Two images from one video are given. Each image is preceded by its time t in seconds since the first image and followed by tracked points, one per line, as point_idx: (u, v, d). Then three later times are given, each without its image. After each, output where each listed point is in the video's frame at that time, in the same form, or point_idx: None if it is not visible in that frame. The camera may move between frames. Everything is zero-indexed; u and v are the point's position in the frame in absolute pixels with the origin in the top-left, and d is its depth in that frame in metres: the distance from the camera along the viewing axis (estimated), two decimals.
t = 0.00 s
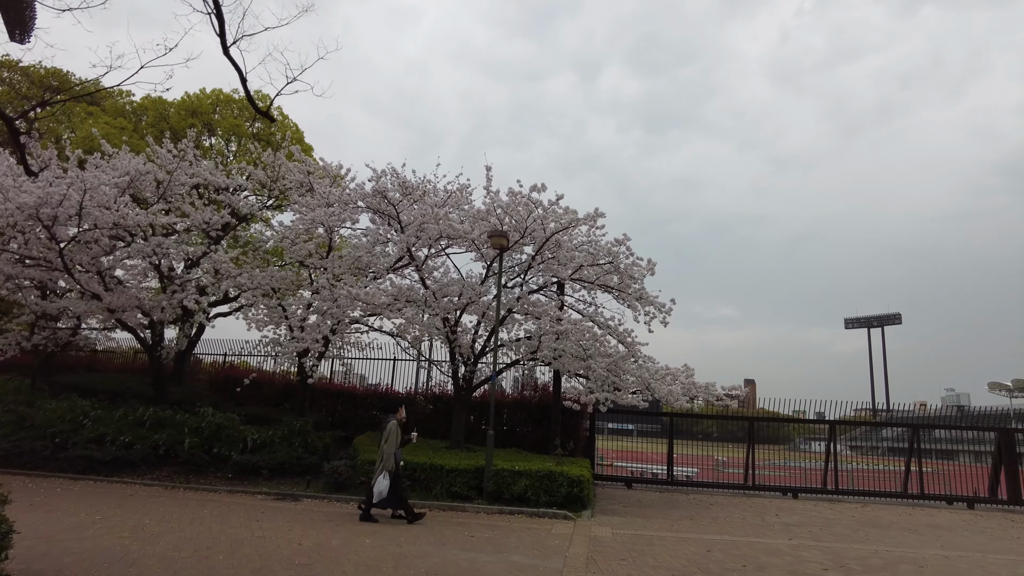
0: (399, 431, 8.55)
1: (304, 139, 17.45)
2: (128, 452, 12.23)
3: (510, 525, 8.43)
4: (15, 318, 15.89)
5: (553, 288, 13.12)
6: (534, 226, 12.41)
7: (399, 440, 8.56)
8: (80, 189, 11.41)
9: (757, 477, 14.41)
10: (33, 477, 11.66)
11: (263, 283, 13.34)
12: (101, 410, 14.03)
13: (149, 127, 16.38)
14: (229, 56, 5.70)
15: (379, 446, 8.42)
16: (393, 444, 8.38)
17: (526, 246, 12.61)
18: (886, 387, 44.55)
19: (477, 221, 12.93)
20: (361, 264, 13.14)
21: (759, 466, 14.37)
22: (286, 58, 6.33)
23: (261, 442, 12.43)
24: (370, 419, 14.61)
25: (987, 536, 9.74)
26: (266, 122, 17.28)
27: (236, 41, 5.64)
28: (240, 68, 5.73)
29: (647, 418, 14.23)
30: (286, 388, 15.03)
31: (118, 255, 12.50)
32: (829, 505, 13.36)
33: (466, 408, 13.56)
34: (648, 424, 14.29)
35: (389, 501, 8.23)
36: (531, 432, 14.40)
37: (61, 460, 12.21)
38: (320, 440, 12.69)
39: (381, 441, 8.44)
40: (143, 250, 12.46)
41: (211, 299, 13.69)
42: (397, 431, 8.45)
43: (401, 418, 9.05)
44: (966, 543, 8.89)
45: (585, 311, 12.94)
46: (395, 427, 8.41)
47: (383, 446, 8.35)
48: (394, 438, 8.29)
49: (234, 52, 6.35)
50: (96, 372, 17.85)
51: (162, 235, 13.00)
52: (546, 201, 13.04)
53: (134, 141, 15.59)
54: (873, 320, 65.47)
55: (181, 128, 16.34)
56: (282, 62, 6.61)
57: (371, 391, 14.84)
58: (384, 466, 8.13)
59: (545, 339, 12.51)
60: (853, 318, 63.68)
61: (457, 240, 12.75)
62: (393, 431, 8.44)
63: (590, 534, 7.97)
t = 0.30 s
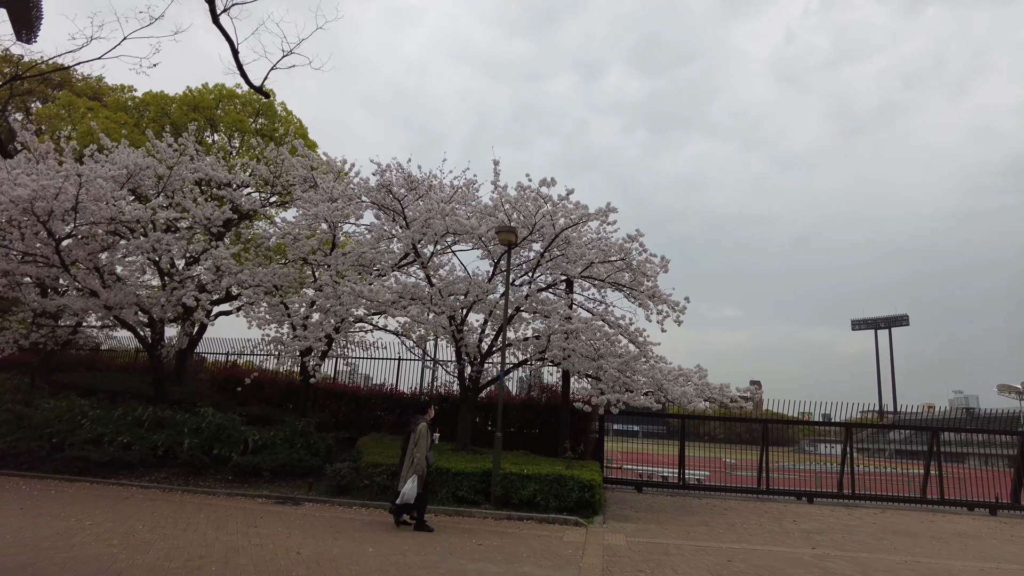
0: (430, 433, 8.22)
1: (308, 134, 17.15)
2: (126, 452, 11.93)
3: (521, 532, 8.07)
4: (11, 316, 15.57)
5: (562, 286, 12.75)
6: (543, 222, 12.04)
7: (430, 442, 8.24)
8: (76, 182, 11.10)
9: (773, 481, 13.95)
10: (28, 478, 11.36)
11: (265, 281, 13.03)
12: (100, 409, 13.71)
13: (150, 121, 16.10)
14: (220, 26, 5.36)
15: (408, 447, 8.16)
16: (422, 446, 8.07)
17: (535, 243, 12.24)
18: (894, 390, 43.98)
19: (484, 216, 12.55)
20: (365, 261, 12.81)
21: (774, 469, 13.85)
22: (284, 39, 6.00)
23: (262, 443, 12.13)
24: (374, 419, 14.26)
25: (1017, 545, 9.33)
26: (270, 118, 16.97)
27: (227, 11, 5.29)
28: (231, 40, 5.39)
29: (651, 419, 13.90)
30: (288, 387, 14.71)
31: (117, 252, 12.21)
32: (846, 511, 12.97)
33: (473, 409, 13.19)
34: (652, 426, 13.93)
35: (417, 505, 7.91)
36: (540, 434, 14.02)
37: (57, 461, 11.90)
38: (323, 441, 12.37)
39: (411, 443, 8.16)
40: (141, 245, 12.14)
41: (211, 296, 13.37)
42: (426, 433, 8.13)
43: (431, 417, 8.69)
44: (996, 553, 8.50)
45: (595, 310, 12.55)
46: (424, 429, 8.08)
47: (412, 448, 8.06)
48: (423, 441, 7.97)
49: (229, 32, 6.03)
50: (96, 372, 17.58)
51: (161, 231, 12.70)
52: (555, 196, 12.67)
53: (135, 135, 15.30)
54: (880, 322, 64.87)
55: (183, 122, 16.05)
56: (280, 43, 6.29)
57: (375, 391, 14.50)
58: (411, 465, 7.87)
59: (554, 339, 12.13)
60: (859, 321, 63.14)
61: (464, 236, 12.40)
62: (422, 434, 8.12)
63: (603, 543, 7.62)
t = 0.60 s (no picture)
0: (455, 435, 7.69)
1: (311, 128, 16.82)
2: (125, 454, 11.59)
3: (532, 538, 7.68)
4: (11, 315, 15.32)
5: (572, 281, 12.37)
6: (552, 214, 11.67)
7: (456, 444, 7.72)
8: (71, 175, 10.81)
9: (790, 481, 13.54)
10: (25, 481, 11.05)
11: (267, 276, 12.72)
12: (100, 409, 13.42)
13: (151, 116, 15.79)
14: None
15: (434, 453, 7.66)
16: (447, 451, 7.56)
17: (544, 236, 11.87)
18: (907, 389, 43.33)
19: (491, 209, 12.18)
20: (369, 256, 12.47)
21: (791, 470, 13.47)
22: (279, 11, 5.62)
23: (264, 444, 11.80)
24: (380, 419, 13.90)
25: None
26: (273, 113, 16.65)
27: None
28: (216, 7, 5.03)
29: (662, 419, 13.53)
30: (292, 387, 14.38)
31: (115, 248, 11.90)
32: (867, 513, 12.52)
33: (481, 408, 12.81)
34: (661, 425, 13.55)
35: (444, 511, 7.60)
36: (550, 435, 13.61)
37: (55, 463, 11.60)
38: (326, 443, 12.01)
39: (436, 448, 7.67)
40: (139, 241, 11.83)
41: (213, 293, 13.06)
42: (450, 435, 7.61)
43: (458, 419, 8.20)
44: None
45: (607, 305, 12.15)
46: (446, 432, 7.56)
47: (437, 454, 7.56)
48: (445, 445, 7.46)
49: (221, 5, 5.67)
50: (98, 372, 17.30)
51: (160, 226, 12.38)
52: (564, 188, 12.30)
53: (135, 130, 14.99)
54: (892, 320, 64.12)
55: (184, 117, 15.77)
56: (276, 17, 5.91)
57: (381, 390, 14.15)
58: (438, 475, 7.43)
59: (565, 335, 11.73)
60: (870, 319, 62.42)
61: (471, 230, 12.05)
62: (446, 436, 7.61)
63: (619, 549, 7.22)
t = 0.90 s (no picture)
0: (497, 436, 7.50)
1: (320, 124, 16.57)
2: (133, 456, 11.33)
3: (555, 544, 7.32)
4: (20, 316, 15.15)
5: (589, 277, 11.99)
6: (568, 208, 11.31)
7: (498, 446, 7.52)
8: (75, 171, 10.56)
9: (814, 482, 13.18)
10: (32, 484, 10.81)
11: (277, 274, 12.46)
12: (109, 411, 13.18)
13: (159, 114, 15.59)
14: None
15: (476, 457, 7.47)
16: (490, 452, 7.36)
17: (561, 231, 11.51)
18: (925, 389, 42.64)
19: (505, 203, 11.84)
20: (381, 252, 12.18)
21: (814, 470, 13.12)
22: None
23: (276, 446, 11.54)
24: (392, 420, 13.60)
25: None
26: (282, 110, 16.41)
27: None
28: None
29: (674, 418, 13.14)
30: (303, 388, 14.11)
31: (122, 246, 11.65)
32: (896, 515, 12.08)
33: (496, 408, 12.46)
34: (675, 425, 13.18)
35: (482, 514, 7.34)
36: (568, 436, 13.24)
37: (63, 466, 11.35)
38: (338, 444, 11.71)
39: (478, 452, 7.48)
40: (146, 238, 11.58)
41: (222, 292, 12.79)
42: (492, 436, 7.42)
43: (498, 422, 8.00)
44: None
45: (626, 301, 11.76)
46: (488, 433, 7.37)
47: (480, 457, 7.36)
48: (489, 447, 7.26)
49: None
50: (107, 373, 17.10)
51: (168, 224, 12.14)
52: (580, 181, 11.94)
53: (142, 127, 14.78)
54: (907, 319, 63.29)
55: (192, 114, 15.56)
56: None
57: (393, 390, 13.84)
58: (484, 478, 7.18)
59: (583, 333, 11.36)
60: (885, 317, 61.64)
61: (485, 224, 11.70)
62: (488, 438, 7.41)
63: (647, 555, 6.85)
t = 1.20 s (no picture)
0: (553, 441, 7.05)
1: (342, 122, 16.35)
2: (155, 458, 11.17)
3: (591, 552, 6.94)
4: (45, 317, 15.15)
5: (619, 274, 11.58)
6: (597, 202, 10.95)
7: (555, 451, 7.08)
8: (95, 168, 10.43)
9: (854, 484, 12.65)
10: (55, 486, 10.69)
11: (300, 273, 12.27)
12: (132, 412, 13.07)
13: (181, 113, 15.48)
14: None
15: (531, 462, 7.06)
16: (545, 459, 6.93)
17: (590, 227, 11.14)
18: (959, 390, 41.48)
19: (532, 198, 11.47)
20: (405, 250, 11.91)
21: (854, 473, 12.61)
22: None
23: (299, 448, 11.30)
24: (416, 422, 13.30)
25: None
26: (303, 108, 16.21)
27: None
28: None
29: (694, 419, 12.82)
30: (327, 388, 13.88)
31: (143, 245, 11.50)
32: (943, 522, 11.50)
33: (523, 409, 12.10)
34: (697, 426, 12.80)
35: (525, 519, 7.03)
36: (597, 438, 12.84)
37: (86, 467, 11.22)
38: (362, 446, 11.44)
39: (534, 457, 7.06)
40: (167, 237, 11.44)
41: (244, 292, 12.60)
42: (548, 443, 6.96)
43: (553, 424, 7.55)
44: None
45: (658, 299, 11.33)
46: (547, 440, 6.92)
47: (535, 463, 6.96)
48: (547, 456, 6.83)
49: None
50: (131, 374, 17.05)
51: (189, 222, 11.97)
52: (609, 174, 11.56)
53: (163, 126, 14.67)
54: (938, 318, 61.78)
55: (214, 113, 15.43)
56: None
57: (417, 391, 13.55)
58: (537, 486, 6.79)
59: (613, 331, 10.96)
60: (916, 316, 60.23)
61: (511, 220, 11.35)
62: (545, 444, 6.97)
63: (688, 566, 6.45)
